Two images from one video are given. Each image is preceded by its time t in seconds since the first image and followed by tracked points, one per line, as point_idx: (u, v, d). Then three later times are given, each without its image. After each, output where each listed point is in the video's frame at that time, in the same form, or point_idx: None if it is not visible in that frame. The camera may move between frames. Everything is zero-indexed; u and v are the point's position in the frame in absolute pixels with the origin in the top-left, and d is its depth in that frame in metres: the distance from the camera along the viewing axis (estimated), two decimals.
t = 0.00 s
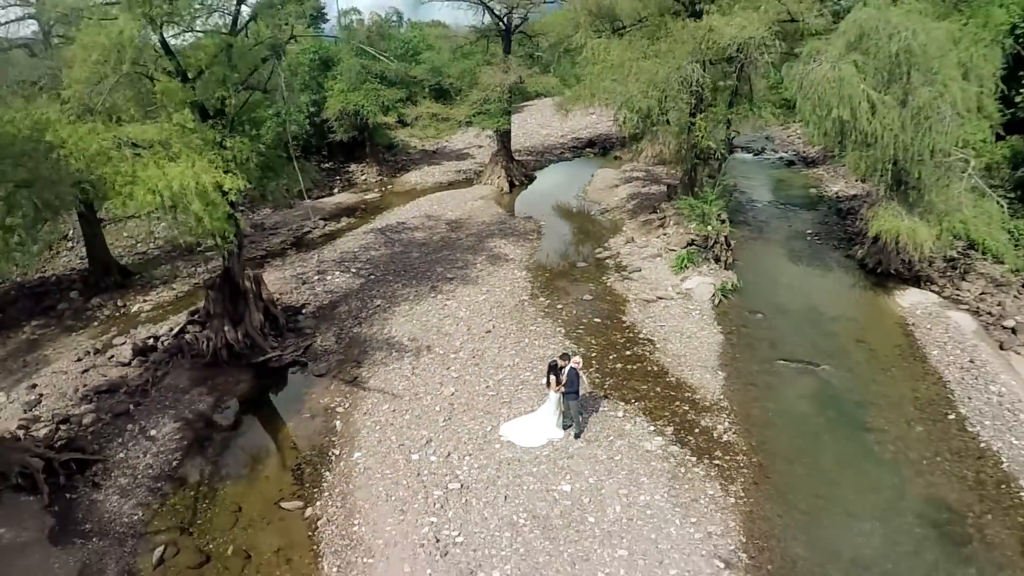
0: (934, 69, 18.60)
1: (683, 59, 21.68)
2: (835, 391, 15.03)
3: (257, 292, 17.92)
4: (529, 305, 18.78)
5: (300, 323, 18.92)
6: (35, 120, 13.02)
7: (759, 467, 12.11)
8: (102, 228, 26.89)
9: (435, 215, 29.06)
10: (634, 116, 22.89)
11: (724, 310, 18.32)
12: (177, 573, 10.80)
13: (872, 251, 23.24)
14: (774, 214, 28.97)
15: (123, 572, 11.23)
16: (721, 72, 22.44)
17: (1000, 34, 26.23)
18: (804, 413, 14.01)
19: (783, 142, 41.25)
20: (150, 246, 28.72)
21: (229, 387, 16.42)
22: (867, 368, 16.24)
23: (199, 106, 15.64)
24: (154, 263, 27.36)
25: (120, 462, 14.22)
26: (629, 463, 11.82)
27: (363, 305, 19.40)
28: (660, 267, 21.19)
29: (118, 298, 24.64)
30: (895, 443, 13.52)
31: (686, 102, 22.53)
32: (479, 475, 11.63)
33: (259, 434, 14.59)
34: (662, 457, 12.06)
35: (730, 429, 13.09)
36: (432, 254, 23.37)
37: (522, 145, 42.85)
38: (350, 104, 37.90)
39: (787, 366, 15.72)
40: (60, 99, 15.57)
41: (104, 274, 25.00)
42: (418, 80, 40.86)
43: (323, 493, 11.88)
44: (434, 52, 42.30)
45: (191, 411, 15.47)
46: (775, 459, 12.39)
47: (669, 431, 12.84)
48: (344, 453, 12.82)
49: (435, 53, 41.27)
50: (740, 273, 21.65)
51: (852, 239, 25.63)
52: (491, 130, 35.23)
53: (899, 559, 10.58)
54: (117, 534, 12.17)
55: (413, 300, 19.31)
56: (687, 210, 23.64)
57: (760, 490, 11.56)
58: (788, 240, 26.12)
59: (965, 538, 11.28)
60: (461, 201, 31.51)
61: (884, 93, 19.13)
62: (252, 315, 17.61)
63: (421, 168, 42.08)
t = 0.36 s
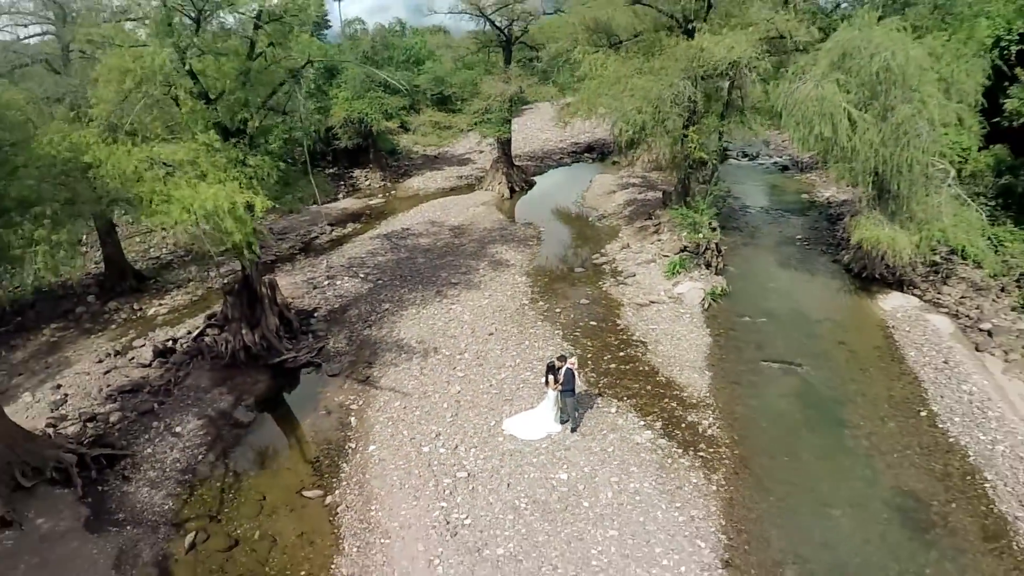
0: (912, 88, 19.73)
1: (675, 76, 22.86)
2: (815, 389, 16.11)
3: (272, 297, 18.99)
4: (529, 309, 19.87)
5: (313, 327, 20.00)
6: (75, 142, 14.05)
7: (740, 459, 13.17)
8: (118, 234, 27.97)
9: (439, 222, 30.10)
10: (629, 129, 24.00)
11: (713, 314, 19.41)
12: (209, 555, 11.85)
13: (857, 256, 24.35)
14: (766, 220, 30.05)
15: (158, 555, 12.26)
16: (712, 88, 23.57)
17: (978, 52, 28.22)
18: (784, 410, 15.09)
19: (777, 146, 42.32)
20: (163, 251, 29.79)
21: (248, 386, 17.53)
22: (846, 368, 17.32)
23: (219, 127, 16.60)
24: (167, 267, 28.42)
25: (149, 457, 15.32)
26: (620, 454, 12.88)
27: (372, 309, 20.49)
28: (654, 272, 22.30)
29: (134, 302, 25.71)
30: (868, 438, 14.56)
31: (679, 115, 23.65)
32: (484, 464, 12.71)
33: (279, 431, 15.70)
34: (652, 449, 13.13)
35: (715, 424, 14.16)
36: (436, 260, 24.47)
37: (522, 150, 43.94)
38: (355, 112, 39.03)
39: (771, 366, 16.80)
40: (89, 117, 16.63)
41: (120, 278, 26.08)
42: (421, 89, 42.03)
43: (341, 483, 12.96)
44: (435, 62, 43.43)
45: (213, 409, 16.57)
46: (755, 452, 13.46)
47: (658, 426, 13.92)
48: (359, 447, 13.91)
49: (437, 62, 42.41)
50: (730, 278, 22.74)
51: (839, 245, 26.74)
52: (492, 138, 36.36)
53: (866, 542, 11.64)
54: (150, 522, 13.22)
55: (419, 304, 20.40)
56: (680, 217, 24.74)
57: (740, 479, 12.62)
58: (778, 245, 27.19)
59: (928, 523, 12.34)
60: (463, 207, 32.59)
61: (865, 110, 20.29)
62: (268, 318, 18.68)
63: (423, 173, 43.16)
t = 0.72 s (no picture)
0: (891, 104, 20.94)
1: (668, 91, 24.11)
2: (796, 387, 17.26)
3: (288, 301, 20.15)
4: (530, 312, 21.04)
5: (325, 329, 21.21)
6: (110, 160, 15.20)
7: (723, 451, 14.33)
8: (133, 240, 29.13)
9: (442, 227, 31.28)
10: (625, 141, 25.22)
11: (703, 317, 20.59)
12: (239, 538, 13.04)
13: (842, 261, 25.54)
14: (758, 226, 31.20)
15: (191, 539, 13.42)
16: (703, 101, 24.79)
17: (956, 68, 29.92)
18: (766, 406, 16.24)
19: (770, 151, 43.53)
20: (176, 256, 30.94)
21: (267, 386, 18.74)
22: (827, 368, 18.48)
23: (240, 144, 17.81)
24: (180, 272, 29.57)
25: (175, 452, 16.49)
26: (613, 446, 14.04)
27: (381, 313, 21.70)
28: (648, 278, 23.49)
29: (151, 305, 26.86)
30: (844, 432, 15.71)
31: (672, 127, 24.85)
32: (489, 455, 13.89)
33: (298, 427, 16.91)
34: (643, 441, 14.30)
35: (701, 420, 15.31)
36: (440, 265, 25.65)
37: (522, 155, 45.10)
38: (360, 120, 40.25)
39: (756, 366, 17.96)
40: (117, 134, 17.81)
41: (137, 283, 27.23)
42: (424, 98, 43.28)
43: (358, 473, 14.17)
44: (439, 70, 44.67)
45: (235, 407, 17.78)
46: (737, 445, 14.62)
47: (648, 421, 15.08)
48: (374, 440, 15.12)
49: (440, 71, 43.64)
50: (721, 283, 23.92)
51: (826, 250, 27.91)
52: (493, 145, 37.58)
53: (836, 526, 12.79)
54: (181, 510, 14.39)
55: (426, 308, 21.60)
56: (673, 225, 25.92)
57: (722, 469, 13.77)
58: (769, 250, 28.35)
59: (895, 510, 13.50)
60: (466, 213, 33.76)
61: (846, 125, 21.54)
62: (284, 321, 19.84)
63: (426, 178, 44.31)
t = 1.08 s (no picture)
0: (872, 118, 22.24)
1: (662, 105, 25.46)
2: (779, 385, 18.54)
3: (302, 304, 21.44)
4: (531, 314, 22.34)
5: (338, 331, 22.51)
6: (142, 176, 16.52)
7: (707, 443, 15.61)
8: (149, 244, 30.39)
9: (446, 233, 32.54)
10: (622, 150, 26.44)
11: (694, 319, 21.88)
12: (266, 522, 14.36)
13: (827, 266, 26.82)
14: (750, 232, 32.42)
15: (221, 523, 14.71)
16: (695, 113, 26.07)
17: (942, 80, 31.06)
18: (750, 402, 17.50)
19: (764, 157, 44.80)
20: (189, 259, 32.20)
21: (285, 383, 20.10)
22: (809, 367, 19.76)
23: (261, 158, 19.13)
24: (194, 275, 30.83)
25: (201, 445, 17.77)
26: (606, 438, 15.30)
27: (390, 316, 23.03)
28: (642, 282, 24.80)
29: (167, 307, 28.14)
30: (822, 426, 16.96)
31: (665, 138, 26.15)
32: (493, 445, 15.19)
33: (315, 421, 18.28)
34: (634, 433, 15.57)
35: (688, 414, 16.58)
36: (446, 269, 26.95)
37: (523, 160, 46.37)
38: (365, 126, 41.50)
39: (742, 365, 19.24)
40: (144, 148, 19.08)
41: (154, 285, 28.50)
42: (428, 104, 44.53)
43: (373, 463, 15.56)
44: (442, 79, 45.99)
45: (256, 404, 19.13)
46: (721, 437, 15.90)
47: (640, 415, 16.35)
48: (387, 433, 16.47)
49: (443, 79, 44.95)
50: (712, 287, 25.20)
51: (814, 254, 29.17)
52: (495, 152, 38.87)
53: (810, 510, 14.06)
54: (210, 497, 15.67)
55: (433, 311, 22.93)
56: (667, 231, 27.23)
57: (706, 459, 15.05)
58: (759, 255, 29.62)
59: (865, 497, 14.76)
60: (469, 218, 35.03)
61: (828, 139, 22.90)
62: (299, 323, 21.15)
63: (429, 183, 45.56)
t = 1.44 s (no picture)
0: (852, 130, 23.62)
1: (656, 117, 26.90)
2: (763, 381, 19.91)
3: (316, 306, 22.87)
4: (531, 315, 23.73)
5: (350, 331, 23.94)
6: (171, 187, 17.86)
7: (694, 434, 16.99)
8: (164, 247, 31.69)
9: (450, 237, 33.89)
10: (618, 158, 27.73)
11: (685, 320, 23.28)
12: (289, 505, 15.77)
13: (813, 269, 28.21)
14: (742, 236, 33.70)
15: (248, 507, 16.08)
16: (687, 124, 27.44)
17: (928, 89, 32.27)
18: (736, 397, 18.88)
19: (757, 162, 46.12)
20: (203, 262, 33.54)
21: (301, 380, 21.56)
22: (792, 365, 21.13)
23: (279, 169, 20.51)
24: (208, 277, 32.16)
25: (225, 437, 19.15)
26: (600, 429, 16.70)
27: (399, 317, 24.46)
28: (637, 285, 26.24)
29: (184, 308, 29.49)
30: (802, 419, 18.33)
31: (658, 148, 27.52)
32: (496, 435, 16.61)
33: (331, 414, 19.75)
34: (626, 425, 16.98)
35: (677, 408, 17.97)
36: (450, 272, 28.35)
37: (523, 165, 47.74)
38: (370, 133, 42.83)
39: (729, 363, 20.62)
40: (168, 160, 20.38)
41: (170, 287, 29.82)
42: (431, 111, 45.84)
43: (387, 452, 17.06)
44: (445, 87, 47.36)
45: (275, 399, 20.58)
46: (707, 429, 17.28)
47: (632, 408, 17.74)
48: (399, 425, 17.93)
49: (446, 87, 46.27)
50: (703, 290, 26.59)
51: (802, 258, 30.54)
52: (497, 158, 40.23)
53: (787, 495, 15.44)
54: (236, 484, 17.03)
55: (439, 312, 24.37)
56: (660, 237, 28.62)
57: (693, 449, 16.44)
58: (750, 259, 30.95)
59: (838, 484, 16.12)
60: (472, 222, 36.40)
61: (812, 150, 24.31)
62: (314, 324, 22.60)
63: (433, 187, 46.90)
